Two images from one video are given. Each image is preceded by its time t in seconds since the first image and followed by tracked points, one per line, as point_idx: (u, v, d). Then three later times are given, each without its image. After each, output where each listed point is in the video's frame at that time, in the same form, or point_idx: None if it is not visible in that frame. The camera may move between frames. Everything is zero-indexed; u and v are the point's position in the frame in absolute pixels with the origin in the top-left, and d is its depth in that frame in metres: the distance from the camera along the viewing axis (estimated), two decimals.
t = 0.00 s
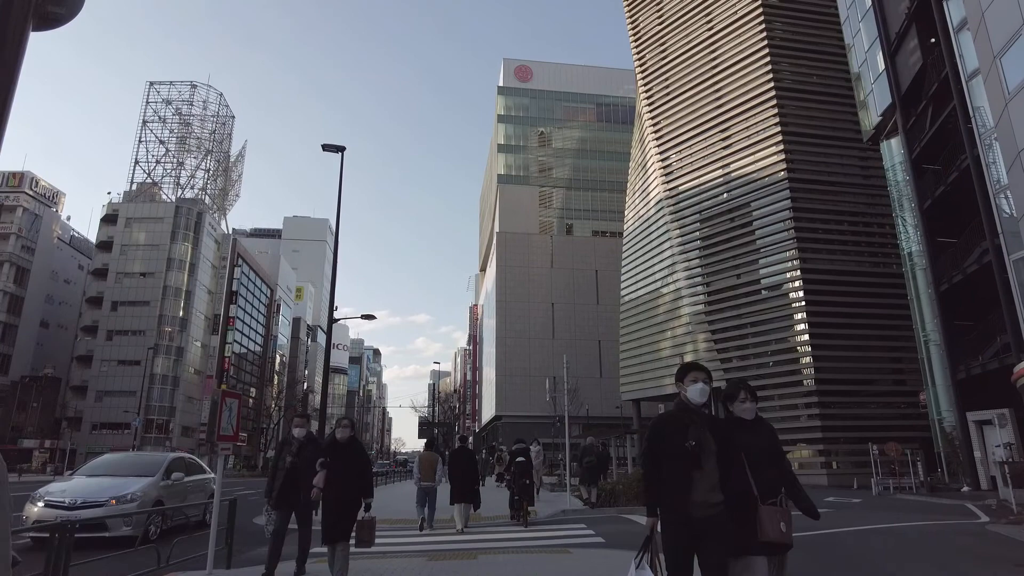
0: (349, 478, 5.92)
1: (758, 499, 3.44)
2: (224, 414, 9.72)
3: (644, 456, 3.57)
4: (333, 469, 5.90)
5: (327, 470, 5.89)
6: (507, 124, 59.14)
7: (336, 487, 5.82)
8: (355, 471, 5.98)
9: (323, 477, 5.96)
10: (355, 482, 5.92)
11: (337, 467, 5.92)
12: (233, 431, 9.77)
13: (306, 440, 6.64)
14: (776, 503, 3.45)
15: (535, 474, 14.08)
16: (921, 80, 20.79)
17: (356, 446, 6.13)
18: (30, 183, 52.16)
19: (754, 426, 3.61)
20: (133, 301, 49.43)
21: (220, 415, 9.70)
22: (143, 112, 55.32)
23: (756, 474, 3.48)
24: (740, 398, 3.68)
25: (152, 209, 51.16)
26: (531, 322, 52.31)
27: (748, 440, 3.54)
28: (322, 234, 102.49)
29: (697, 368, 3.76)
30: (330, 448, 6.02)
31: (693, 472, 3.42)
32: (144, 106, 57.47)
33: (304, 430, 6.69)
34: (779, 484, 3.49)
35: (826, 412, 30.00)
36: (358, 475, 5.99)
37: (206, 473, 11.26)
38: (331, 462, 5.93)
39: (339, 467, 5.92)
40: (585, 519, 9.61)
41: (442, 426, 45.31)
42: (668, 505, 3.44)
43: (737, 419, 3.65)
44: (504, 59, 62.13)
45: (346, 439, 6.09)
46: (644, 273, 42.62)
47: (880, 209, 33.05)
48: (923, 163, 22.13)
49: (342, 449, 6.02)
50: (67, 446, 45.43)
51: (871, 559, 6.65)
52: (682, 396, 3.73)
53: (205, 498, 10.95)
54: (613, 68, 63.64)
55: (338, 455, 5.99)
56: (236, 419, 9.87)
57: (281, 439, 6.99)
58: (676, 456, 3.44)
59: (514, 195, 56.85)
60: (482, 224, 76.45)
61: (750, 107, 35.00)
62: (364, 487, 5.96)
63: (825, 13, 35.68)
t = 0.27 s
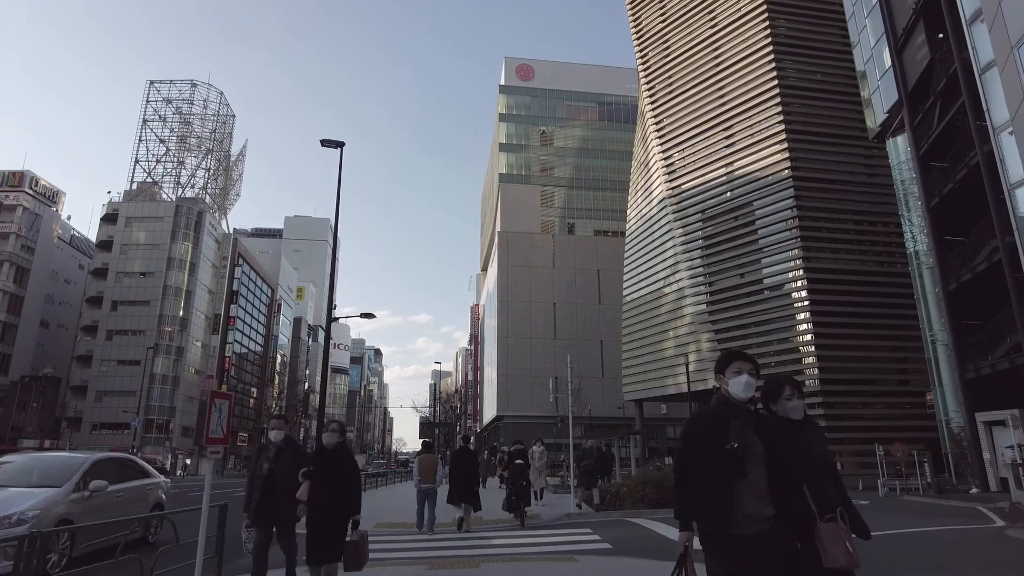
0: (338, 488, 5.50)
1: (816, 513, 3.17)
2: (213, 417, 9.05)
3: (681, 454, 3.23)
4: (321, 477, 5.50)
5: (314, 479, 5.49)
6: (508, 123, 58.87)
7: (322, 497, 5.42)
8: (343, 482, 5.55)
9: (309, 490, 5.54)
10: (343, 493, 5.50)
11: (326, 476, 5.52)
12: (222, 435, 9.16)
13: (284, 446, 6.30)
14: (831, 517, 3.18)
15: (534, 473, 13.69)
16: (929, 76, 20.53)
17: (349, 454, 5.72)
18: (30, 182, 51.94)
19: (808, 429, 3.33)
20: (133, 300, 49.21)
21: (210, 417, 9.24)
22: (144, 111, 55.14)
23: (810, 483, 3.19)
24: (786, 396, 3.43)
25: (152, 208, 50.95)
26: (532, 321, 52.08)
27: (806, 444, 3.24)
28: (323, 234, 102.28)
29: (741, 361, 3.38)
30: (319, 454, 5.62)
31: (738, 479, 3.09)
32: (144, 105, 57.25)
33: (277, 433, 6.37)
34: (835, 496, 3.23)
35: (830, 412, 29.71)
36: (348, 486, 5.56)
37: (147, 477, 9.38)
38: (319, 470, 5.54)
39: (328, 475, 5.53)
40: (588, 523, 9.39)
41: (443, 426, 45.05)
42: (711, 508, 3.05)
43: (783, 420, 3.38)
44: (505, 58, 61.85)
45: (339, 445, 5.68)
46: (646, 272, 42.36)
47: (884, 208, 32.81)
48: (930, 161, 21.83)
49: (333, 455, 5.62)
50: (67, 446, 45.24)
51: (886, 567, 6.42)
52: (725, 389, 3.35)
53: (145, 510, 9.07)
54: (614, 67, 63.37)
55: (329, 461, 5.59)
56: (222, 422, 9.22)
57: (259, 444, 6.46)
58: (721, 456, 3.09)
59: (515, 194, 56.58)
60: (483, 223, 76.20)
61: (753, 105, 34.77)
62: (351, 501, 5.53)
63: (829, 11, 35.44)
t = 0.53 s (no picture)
0: (315, 486, 4.84)
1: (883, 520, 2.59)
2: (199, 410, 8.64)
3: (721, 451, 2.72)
4: (294, 478, 4.85)
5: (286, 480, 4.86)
6: (509, 121, 58.60)
7: (297, 499, 4.76)
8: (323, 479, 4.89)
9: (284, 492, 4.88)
10: (323, 491, 4.85)
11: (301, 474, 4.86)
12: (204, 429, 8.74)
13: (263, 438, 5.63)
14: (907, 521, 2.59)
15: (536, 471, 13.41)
16: (935, 70, 20.25)
17: (329, 447, 5.08)
18: (29, 180, 51.67)
19: (873, 417, 2.82)
20: (132, 299, 48.98)
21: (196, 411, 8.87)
22: (143, 109, 54.92)
23: (875, 482, 2.65)
24: (851, 378, 2.90)
25: (152, 206, 50.73)
26: (533, 320, 51.83)
27: (879, 442, 2.69)
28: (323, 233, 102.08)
29: (788, 337, 2.88)
30: (294, 451, 5.00)
31: (801, 481, 2.54)
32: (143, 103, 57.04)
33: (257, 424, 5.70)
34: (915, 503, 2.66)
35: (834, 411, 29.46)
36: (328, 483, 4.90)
37: (62, 481, 7.60)
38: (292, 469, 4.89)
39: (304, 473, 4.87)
40: (592, 524, 9.12)
41: (444, 425, 44.78)
42: (765, 518, 2.49)
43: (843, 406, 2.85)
44: (506, 55, 61.56)
45: (317, 439, 5.04)
46: (648, 270, 42.09)
47: (888, 205, 32.59)
48: (936, 156, 21.57)
49: (310, 451, 4.98)
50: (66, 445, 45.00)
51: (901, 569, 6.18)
52: (770, 375, 2.83)
53: (47, 524, 7.24)
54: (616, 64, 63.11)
55: (304, 457, 4.95)
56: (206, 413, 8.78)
57: (234, 439, 5.87)
58: (768, 450, 2.55)
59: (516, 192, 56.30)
60: (483, 222, 75.97)
61: (757, 102, 34.49)
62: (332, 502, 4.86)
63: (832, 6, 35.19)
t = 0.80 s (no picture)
0: (285, 498, 4.06)
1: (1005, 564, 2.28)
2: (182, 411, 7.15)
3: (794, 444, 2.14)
4: (260, 491, 4.07)
5: (248, 494, 4.05)
6: (510, 118, 58.37)
7: (263, 515, 3.97)
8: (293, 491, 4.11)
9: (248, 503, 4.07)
10: (294, 504, 4.09)
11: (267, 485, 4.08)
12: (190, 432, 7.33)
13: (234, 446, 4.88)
14: None
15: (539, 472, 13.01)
16: (943, 63, 19.94)
17: (301, 455, 4.36)
18: (28, 179, 51.48)
19: (998, 434, 2.48)
20: (131, 298, 48.79)
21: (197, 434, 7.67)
22: (143, 107, 54.73)
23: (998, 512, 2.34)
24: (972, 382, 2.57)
25: (152, 204, 50.56)
26: (534, 318, 51.60)
27: (996, 465, 2.37)
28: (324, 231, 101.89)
29: (882, 306, 2.33)
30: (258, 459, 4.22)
31: (912, 501, 1.99)
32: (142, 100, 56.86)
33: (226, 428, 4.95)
34: None
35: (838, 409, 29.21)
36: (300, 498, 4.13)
37: None
38: (257, 479, 4.12)
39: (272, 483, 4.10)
40: (595, 527, 8.88)
41: (444, 424, 44.59)
42: (871, 546, 1.89)
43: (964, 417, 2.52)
44: (507, 52, 61.30)
45: (288, 445, 4.29)
46: (650, 267, 41.83)
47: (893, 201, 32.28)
48: (943, 151, 21.27)
49: (279, 458, 4.23)
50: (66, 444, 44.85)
51: None
52: (856, 356, 2.29)
53: None
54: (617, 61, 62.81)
55: (270, 466, 4.19)
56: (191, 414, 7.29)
57: (213, 440, 5.60)
58: (866, 449, 2.00)
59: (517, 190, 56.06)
60: (484, 220, 75.75)
61: (760, 98, 34.20)
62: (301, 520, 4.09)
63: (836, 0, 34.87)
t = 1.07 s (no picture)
0: (243, 495, 3.39)
1: None
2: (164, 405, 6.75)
3: (973, 470, 1.82)
4: (216, 490, 3.38)
5: (200, 494, 3.37)
6: (512, 115, 58.09)
7: (220, 521, 3.31)
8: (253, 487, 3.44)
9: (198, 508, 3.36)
10: (255, 505, 3.42)
11: (224, 484, 3.39)
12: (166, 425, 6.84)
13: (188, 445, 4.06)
14: None
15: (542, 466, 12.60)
16: (951, 56, 19.63)
17: (261, 444, 3.69)
18: (28, 176, 51.24)
19: None
20: (132, 296, 48.65)
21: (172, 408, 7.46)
22: (143, 104, 54.52)
23: None
24: None
25: (152, 202, 50.37)
26: (536, 316, 51.35)
27: None
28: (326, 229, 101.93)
29: None
30: (211, 451, 3.52)
31: None
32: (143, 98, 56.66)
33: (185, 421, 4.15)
34: None
35: (843, 407, 28.97)
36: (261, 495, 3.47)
37: None
38: (210, 475, 3.42)
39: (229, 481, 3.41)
40: (601, 527, 8.64)
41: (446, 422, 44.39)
42: None
43: None
44: (509, 49, 60.98)
45: (248, 434, 3.60)
46: (653, 264, 41.59)
47: (898, 197, 31.95)
48: (951, 145, 20.99)
49: (236, 449, 3.54)
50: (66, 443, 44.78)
51: None
52: None
53: None
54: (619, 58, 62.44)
55: (225, 458, 3.49)
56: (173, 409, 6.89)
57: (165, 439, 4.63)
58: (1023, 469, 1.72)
59: (519, 187, 55.86)
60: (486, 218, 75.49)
61: (762, 94, 33.95)
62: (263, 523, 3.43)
63: None
